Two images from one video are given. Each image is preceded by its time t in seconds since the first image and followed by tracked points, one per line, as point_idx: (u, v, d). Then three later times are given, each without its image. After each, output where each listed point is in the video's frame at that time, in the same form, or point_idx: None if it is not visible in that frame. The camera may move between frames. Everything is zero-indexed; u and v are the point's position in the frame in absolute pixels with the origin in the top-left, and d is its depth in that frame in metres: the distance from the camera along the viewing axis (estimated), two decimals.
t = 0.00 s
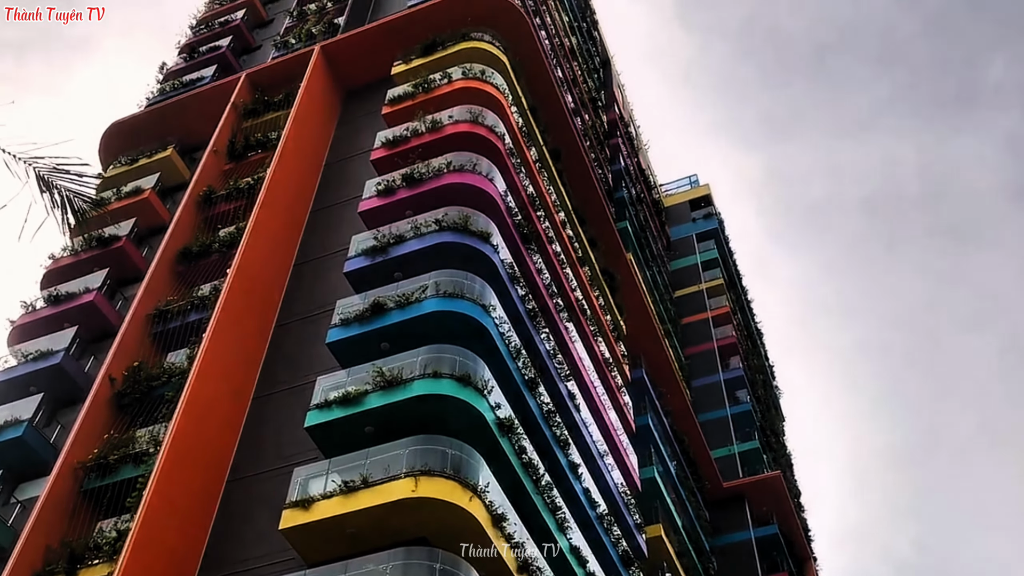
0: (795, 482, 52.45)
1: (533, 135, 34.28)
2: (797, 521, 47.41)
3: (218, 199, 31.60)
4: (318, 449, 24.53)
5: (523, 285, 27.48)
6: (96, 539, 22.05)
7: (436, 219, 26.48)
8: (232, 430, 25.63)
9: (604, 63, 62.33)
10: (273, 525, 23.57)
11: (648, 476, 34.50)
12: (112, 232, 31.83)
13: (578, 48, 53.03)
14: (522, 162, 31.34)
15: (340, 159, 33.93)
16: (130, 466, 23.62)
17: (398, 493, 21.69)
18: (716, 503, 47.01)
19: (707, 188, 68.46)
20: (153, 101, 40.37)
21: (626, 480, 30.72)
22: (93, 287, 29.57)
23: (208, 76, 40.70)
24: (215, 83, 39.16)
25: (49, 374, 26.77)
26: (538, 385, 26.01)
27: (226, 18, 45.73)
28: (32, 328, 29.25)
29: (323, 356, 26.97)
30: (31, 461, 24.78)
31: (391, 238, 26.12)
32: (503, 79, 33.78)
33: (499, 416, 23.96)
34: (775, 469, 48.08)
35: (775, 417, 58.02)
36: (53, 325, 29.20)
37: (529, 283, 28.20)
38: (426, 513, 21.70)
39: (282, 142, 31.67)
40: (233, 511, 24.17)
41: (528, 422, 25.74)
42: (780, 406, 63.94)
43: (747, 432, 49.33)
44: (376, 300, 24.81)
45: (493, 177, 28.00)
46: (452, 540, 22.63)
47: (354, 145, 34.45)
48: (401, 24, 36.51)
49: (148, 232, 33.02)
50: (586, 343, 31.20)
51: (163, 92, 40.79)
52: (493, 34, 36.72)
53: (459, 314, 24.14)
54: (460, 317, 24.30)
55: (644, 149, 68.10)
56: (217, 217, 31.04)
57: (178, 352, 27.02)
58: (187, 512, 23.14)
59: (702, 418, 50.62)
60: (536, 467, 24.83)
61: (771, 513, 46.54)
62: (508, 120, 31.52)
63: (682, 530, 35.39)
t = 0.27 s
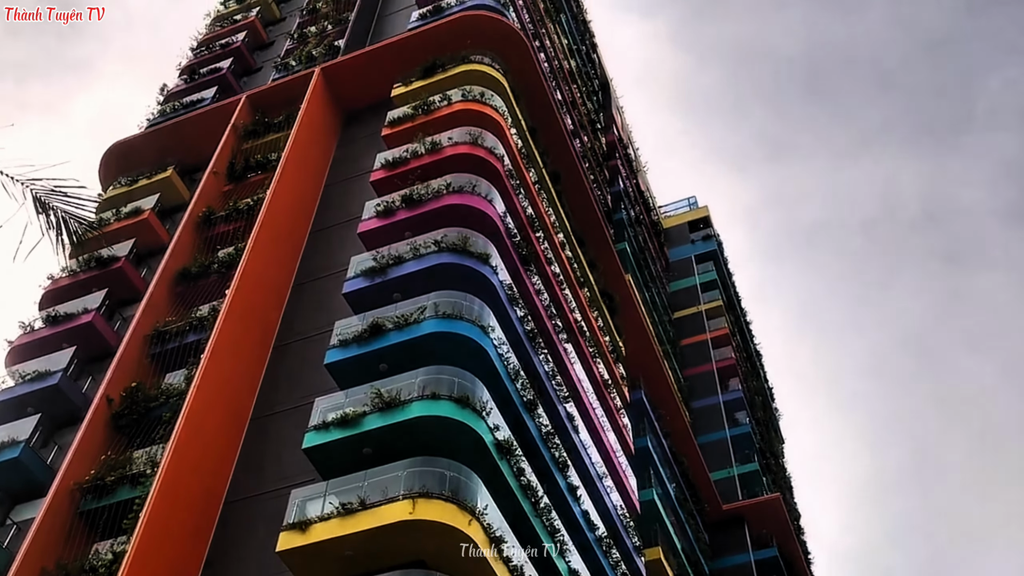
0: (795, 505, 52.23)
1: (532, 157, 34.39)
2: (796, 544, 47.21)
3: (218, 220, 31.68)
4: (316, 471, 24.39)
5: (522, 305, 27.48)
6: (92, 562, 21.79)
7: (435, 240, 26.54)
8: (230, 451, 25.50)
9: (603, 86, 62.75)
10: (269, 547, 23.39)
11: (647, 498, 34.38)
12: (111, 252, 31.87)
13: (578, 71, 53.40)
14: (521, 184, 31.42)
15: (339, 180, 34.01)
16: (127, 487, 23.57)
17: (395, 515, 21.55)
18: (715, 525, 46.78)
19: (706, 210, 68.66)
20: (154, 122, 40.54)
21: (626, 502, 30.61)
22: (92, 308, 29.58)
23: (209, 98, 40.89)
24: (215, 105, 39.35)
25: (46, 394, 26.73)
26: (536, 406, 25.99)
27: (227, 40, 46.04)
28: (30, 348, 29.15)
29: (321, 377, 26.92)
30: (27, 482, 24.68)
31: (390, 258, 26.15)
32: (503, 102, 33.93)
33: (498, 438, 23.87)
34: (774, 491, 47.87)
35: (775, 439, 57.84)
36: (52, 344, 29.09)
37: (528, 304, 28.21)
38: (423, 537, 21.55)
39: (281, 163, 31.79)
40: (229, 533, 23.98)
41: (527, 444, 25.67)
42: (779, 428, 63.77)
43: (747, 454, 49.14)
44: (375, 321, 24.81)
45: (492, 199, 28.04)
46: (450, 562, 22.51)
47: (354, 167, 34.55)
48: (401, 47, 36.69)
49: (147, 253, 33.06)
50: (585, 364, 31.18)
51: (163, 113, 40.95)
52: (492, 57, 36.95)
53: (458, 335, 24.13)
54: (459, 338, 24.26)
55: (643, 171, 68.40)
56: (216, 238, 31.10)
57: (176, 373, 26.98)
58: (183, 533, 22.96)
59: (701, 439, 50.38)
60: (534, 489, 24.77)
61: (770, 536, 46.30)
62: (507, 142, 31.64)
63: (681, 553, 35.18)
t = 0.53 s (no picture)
0: (796, 527, 52.27)
1: (531, 178, 34.52)
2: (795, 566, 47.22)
3: (218, 240, 31.72)
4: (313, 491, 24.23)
5: (521, 326, 27.50)
6: None
7: (434, 261, 26.59)
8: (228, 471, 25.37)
9: (602, 107, 63.09)
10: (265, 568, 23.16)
11: (646, 520, 34.29)
12: (110, 272, 31.93)
13: (577, 92, 53.70)
14: (520, 205, 31.50)
15: (339, 201, 34.10)
16: (124, 508, 23.47)
17: (393, 536, 21.47)
18: (714, 547, 46.64)
19: (704, 231, 68.90)
20: (154, 143, 40.71)
21: (625, 524, 30.51)
22: (90, 328, 29.62)
23: (209, 119, 41.11)
24: (215, 126, 39.54)
25: (43, 414, 26.68)
26: (535, 427, 25.94)
27: (228, 61, 46.31)
28: (28, 368, 29.14)
29: (319, 398, 26.88)
30: (23, 503, 24.57)
31: (389, 279, 26.19)
32: (503, 123, 34.09)
33: (496, 459, 23.79)
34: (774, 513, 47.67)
35: (774, 460, 57.79)
36: (49, 364, 29.11)
37: (527, 325, 28.23)
38: (421, 558, 21.42)
39: (282, 183, 31.90)
40: (226, 552, 23.73)
41: (526, 465, 25.62)
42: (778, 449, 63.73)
43: (746, 476, 48.99)
44: (373, 341, 24.81)
45: (491, 220, 28.12)
46: None
47: (354, 187, 34.66)
48: (402, 68, 36.90)
49: (146, 273, 33.13)
50: (584, 385, 31.16)
51: (163, 134, 41.15)
52: (491, 79, 37.15)
53: (457, 356, 24.12)
54: (457, 359, 24.25)
55: (641, 192, 68.64)
56: (215, 259, 31.15)
57: (173, 394, 26.93)
58: (182, 553, 22.75)
59: (701, 461, 50.15)
60: (533, 510, 24.65)
61: (769, 558, 46.22)
62: (507, 163, 31.76)
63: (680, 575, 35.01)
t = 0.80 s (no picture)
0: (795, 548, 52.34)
1: (531, 197, 34.57)
2: None
3: (217, 259, 31.75)
4: (311, 511, 24.12)
5: (520, 346, 27.50)
6: None
7: (433, 281, 26.60)
8: (225, 491, 25.27)
9: (601, 127, 63.31)
10: None
11: (645, 541, 34.20)
12: (110, 291, 31.95)
13: (577, 113, 53.91)
14: (520, 225, 31.53)
15: (339, 220, 34.13)
16: (121, 528, 23.32)
17: (391, 557, 21.25)
18: (714, 569, 46.28)
19: (703, 250, 69.06)
20: (155, 161, 40.80)
21: (624, 546, 30.40)
22: (89, 346, 29.61)
23: (210, 138, 41.25)
24: (216, 145, 39.65)
25: (41, 433, 26.62)
26: (534, 447, 25.90)
27: (228, 80, 46.48)
28: (27, 387, 29.11)
29: (318, 418, 26.81)
30: (20, 523, 24.46)
31: (388, 298, 26.19)
32: (503, 143, 34.17)
33: (495, 480, 23.71)
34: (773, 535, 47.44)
35: (773, 481, 57.70)
36: (47, 384, 29.08)
37: (526, 345, 28.23)
38: None
39: (281, 203, 31.98)
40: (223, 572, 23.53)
41: (524, 486, 25.58)
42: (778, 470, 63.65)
43: (745, 497, 48.99)
44: (372, 361, 24.78)
45: (491, 240, 28.15)
46: None
47: (354, 206, 34.71)
48: (403, 87, 37.04)
49: (146, 292, 33.15)
50: (584, 406, 31.12)
51: (164, 153, 41.26)
52: (491, 100, 37.28)
53: (456, 375, 24.09)
54: (457, 379, 24.21)
55: (641, 211, 68.79)
56: (215, 278, 31.18)
57: (172, 413, 26.88)
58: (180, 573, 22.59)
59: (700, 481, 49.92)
60: (532, 531, 24.50)
61: None
62: (507, 183, 31.82)
63: None
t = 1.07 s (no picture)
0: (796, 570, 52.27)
1: (531, 216, 34.63)
2: None
3: (217, 277, 31.76)
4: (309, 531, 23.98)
5: (520, 365, 27.49)
6: None
7: (433, 299, 26.60)
8: (223, 510, 25.13)
9: (601, 147, 63.50)
10: None
11: (645, 562, 34.05)
12: (109, 309, 31.97)
13: (577, 132, 54.08)
14: (520, 244, 31.56)
15: (340, 238, 34.20)
16: (117, 548, 23.09)
17: None
18: None
19: (703, 270, 69.15)
20: (156, 180, 40.90)
21: (624, 567, 30.27)
22: (88, 364, 29.59)
23: (211, 157, 41.38)
24: (217, 164, 39.77)
25: (38, 452, 26.54)
26: (533, 467, 25.88)
27: (230, 99, 46.66)
28: (25, 406, 29.05)
29: (317, 437, 26.74)
30: (17, 542, 24.32)
31: (388, 317, 26.19)
32: (503, 162, 34.27)
33: (494, 500, 23.63)
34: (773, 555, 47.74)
35: (774, 501, 57.54)
36: (46, 402, 29.03)
37: (526, 364, 28.21)
38: None
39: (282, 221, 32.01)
40: None
41: (524, 506, 25.54)
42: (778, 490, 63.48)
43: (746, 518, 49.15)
44: (371, 380, 24.74)
45: (491, 259, 28.18)
46: None
47: (355, 225, 34.77)
48: (404, 107, 37.19)
49: (146, 310, 33.12)
50: (584, 426, 31.07)
51: (165, 171, 41.37)
52: (491, 120, 37.42)
53: (456, 395, 24.04)
54: (456, 398, 24.16)
55: (641, 230, 68.90)
56: (215, 296, 31.17)
57: (170, 432, 26.81)
58: None
59: (700, 501, 49.70)
60: (531, 552, 24.35)
61: None
62: (507, 202, 31.88)
63: None
